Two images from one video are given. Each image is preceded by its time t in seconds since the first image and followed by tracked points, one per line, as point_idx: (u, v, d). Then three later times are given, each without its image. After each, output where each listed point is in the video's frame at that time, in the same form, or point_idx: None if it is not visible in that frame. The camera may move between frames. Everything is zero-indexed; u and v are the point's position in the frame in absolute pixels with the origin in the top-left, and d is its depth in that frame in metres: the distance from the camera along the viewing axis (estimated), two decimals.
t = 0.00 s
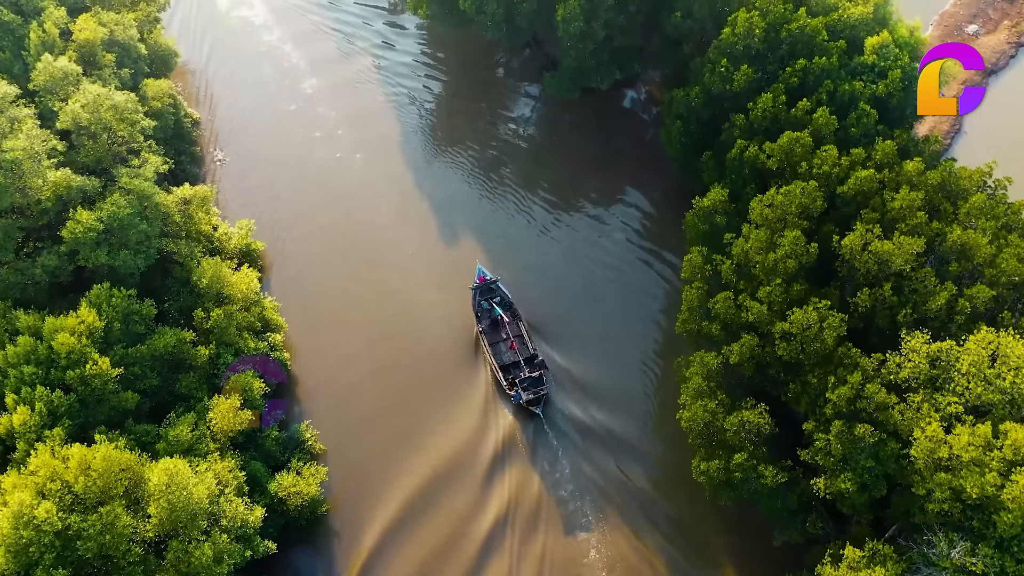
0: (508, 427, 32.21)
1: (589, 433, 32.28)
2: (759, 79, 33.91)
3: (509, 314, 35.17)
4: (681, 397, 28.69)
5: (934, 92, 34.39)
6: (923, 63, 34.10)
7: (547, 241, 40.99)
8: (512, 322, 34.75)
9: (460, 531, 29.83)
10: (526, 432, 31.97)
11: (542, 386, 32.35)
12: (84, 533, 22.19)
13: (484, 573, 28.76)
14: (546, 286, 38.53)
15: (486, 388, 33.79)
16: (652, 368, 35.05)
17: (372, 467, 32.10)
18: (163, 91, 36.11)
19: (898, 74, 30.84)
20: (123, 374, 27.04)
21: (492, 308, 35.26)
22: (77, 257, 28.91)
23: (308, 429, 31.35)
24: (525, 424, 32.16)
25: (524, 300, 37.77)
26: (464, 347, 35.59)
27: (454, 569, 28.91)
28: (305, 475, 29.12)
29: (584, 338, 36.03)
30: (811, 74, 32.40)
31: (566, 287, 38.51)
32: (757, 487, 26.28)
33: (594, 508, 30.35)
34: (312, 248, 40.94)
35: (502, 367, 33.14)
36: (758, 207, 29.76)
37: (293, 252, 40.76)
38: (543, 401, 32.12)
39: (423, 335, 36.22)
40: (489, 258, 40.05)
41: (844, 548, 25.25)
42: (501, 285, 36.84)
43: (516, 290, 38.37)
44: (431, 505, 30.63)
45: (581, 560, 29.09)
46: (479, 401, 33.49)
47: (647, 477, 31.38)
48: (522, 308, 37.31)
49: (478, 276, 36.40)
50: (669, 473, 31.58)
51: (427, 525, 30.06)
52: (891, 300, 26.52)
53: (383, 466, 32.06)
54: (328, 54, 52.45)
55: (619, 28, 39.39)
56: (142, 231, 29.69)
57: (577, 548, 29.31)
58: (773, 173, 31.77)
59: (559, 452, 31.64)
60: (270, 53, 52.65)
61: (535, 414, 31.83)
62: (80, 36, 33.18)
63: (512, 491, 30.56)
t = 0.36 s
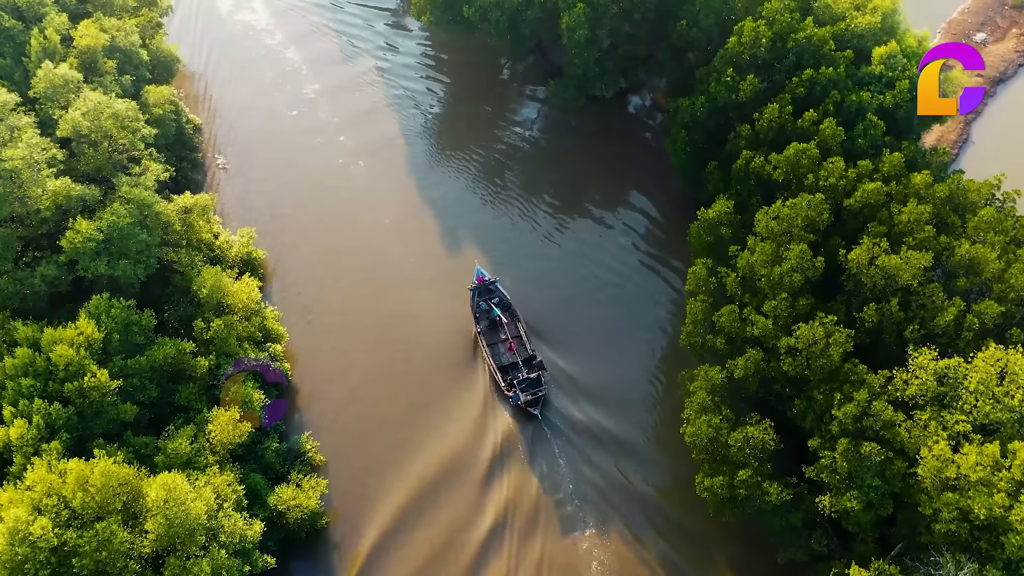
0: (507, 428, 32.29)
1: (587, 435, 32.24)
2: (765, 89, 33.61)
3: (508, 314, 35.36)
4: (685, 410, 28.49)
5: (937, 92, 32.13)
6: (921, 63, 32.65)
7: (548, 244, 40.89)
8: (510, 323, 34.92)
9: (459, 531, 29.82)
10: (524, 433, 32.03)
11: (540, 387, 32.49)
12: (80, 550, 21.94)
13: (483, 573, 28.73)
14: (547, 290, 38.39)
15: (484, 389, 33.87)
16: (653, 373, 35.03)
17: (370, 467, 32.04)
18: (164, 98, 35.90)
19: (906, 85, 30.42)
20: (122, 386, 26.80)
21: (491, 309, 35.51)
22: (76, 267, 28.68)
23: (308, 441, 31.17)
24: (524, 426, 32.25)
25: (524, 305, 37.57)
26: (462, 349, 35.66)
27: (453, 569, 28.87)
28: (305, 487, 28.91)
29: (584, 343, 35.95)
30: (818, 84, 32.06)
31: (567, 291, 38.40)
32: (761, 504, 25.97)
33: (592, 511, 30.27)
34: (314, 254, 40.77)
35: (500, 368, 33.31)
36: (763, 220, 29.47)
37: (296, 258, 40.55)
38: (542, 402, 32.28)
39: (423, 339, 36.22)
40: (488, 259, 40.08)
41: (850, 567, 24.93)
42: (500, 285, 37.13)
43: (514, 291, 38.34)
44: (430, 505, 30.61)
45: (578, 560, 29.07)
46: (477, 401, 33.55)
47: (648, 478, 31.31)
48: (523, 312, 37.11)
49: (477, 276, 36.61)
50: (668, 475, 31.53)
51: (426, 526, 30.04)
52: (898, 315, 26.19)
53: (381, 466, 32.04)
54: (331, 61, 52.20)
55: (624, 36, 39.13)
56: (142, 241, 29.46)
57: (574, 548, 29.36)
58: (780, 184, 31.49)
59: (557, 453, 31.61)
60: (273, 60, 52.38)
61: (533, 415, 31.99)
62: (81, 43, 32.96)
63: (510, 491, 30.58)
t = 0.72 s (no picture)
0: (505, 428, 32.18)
1: (586, 435, 32.18)
2: (771, 100, 33.32)
3: (506, 316, 35.22)
4: (688, 425, 28.24)
5: (936, 92, 31.02)
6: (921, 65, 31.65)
7: (549, 246, 40.85)
8: (509, 324, 34.74)
9: (458, 530, 29.72)
10: (522, 434, 31.93)
11: (538, 388, 32.46)
12: (76, 567, 21.68)
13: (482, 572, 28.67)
14: (548, 292, 38.29)
15: (482, 389, 33.77)
16: (653, 374, 35.01)
17: (368, 466, 31.92)
18: (165, 105, 35.70)
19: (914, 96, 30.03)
20: (120, 398, 26.56)
21: (489, 310, 35.28)
22: (75, 277, 28.44)
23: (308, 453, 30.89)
24: (522, 426, 32.15)
25: (525, 307, 37.42)
26: (461, 348, 35.55)
27: (452, 569, 28.76)
28: (305, 500, 28.62)
29: (584, 344, 35.87)
30: (825, 95, 31.75)
31: (568, 293, 38.30)
32: (765, 522, 25.64)
33: (591, 512, 30.19)
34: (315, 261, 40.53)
35: (498, 369, 33.16)
36: (768, 232, 29.18)
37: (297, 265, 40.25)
38: (540, 403, 32.19)
39: (422, 341, 36.05)
40: (488, 261, 40.02)
41: None
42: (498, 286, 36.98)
43: (514, 292, 38.27)
44: (431, 505, 30.49)
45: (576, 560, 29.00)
46: (475, 401, 33.46)
47: (647, 481, 31.20)
48: (523, 314, 36.97)
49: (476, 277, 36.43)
50: (668, 479, 31.41)
51: (424, 525, 29.94)
52: (906, 331, 25.84)
53: (380, 465, 31.92)
54: (334, 66, 51.82)
55: (629, 44, 38.87)
56: (142, 250, 29.23)
57: (572, 548, 29.29)
58: (786, 197, 31.19)
59: (555, 454, 31.54)
60: (276, 65, 52.00)
61: (530, 416, 31.91)
62: (82, 50, 32.74)
63: (509, 491, 30.50)
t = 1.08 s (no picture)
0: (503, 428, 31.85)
1: (587, 436, 31.85)
2: (776, 110, 33.04)
3: (504, 317, 34.99)
4: (692, 440, 27.95)
5: (936, 92, 30.91)
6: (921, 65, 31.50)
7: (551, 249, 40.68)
8: (508, 326, 34.56)
9: (457, 529, 29.51)
10: (521, 435, 31.59)
11: (536, 389, 32.24)
12: None
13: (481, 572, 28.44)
14: (549, 295, 38.04)
15: (481, 388, 33.52)
16: (653, 377, 34.77)
17: (367, 467, 31.74)
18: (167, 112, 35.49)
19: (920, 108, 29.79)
20: (119, 411, 26.32)
21: (488, 311, 35.09)
22: (74, 287, 28.19)
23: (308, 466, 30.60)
24: (519, 426, 31.82)
25: (526, 309, 37.17)
26: (459, 349, 35.31)
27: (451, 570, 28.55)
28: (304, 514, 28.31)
29: (584, 346, 35.64)
30: (832, 106, 31.44)
31: (568, 296, 38.08)
32: (769, 540, 25.31)
33: (590, 514, 29.90)
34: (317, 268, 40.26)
35: (496, 370, 32.92)
36: (774, 246, 28.90)
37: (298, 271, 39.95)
38: (539, 405, 31.96)
39: (420, 343, 35.77)
40: (489, 264, 39.81)
41: None
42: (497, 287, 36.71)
43: (514, 294, 38.02)
44: (430, 504, 30.29)
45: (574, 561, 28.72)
46: (474, 400, 33.21)
47: (648, 485, 30.87)
48: (523, 316, 36.71)
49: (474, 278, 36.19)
50: (669, 483, 31.09)
51: (423, 526, 29.72)
52: (913, 348, 25.50)
53: (379, 465, 31.73)
54: (337, 72, 51.35)
55: (634, 52, 38.60)
56: (142, 260, 29.00)
57: (571, 549, 29.02)
58: (792, 209, 30.91)
59: (554, 454, 31.24)
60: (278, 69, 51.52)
61: (529, 417, 31.66)
62: (83, 57, 32.53)
63: (507, 492, 30.24)
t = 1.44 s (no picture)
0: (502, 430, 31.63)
1: (586, 438, 31.60)
2: (783, 121, 32.76)
3: (503, 318, 34.72)
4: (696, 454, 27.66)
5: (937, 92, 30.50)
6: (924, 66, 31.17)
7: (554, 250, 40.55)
8: (506, 326, 34.33)
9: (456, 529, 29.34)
10: (520, 437, 31.38)
11: (534, 391, 32.06)
12: None
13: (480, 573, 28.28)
14: (549, 298, 37.80)
15: (480, 387, 33.30)
16: (653, 380, 34.51)
17: (366, 466, 31.57)
18: (169, 119, 35.28)
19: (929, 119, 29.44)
20: (118, 423, 26.09)
21: (487, 311, 34.86)
22: (73, 297, 27.95)
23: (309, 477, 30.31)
24: (518, 430, 31.53)
25: (527, 312, 36.93)
26: (459, 349, 35.09)
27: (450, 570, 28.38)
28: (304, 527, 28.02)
29: (583, 348, 35.37)
30: (839, 117, 31.15)
31: (567, 298, 37.84)
32: (774, 559, 25.00)
33: (588, 515, 29.68)
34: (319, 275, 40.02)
35: (495, 371, 32.66)
36: (779, 259, 28.62)
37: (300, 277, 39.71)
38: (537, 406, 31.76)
39: (420, 345, 35.53)
40: (490, 266, 39.57)
41: None
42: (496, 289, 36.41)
43: (514, 297, 37.78)
44: (429, 504, 30.08)
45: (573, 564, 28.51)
46: (473, 399, 33.00)
47: (649, 487, 30.55)
48: (523, 320, 36.48)
49: (473, 279, 35.88)
50: (670, 485, 30.75)
51: (422, 525, 29.55)
52: (921, 366, 25.16)
53: (378, 464, 31.56)
54: (340, 76, 51.03)
55: (639, 61, 38.32)
56: (142, 270, 28.78)
57: (571, 551, 28.83)
58: (798, 222, 30.62)
59: (553, 456, 31.02)
60: (280, 73, 51.14)
61: (527, 418, 31.45)
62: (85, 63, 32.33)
63: (506, 493, 30.05)
